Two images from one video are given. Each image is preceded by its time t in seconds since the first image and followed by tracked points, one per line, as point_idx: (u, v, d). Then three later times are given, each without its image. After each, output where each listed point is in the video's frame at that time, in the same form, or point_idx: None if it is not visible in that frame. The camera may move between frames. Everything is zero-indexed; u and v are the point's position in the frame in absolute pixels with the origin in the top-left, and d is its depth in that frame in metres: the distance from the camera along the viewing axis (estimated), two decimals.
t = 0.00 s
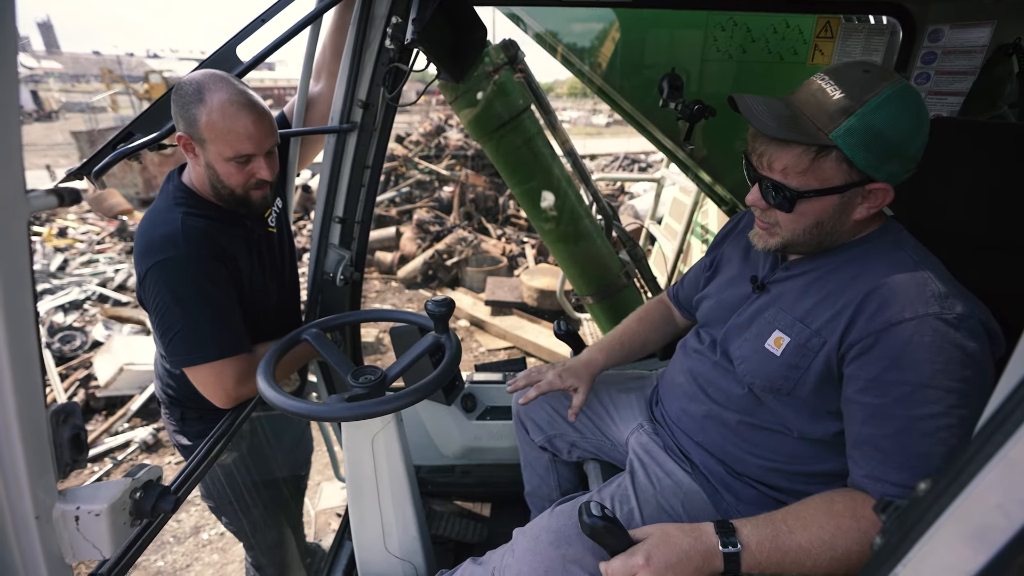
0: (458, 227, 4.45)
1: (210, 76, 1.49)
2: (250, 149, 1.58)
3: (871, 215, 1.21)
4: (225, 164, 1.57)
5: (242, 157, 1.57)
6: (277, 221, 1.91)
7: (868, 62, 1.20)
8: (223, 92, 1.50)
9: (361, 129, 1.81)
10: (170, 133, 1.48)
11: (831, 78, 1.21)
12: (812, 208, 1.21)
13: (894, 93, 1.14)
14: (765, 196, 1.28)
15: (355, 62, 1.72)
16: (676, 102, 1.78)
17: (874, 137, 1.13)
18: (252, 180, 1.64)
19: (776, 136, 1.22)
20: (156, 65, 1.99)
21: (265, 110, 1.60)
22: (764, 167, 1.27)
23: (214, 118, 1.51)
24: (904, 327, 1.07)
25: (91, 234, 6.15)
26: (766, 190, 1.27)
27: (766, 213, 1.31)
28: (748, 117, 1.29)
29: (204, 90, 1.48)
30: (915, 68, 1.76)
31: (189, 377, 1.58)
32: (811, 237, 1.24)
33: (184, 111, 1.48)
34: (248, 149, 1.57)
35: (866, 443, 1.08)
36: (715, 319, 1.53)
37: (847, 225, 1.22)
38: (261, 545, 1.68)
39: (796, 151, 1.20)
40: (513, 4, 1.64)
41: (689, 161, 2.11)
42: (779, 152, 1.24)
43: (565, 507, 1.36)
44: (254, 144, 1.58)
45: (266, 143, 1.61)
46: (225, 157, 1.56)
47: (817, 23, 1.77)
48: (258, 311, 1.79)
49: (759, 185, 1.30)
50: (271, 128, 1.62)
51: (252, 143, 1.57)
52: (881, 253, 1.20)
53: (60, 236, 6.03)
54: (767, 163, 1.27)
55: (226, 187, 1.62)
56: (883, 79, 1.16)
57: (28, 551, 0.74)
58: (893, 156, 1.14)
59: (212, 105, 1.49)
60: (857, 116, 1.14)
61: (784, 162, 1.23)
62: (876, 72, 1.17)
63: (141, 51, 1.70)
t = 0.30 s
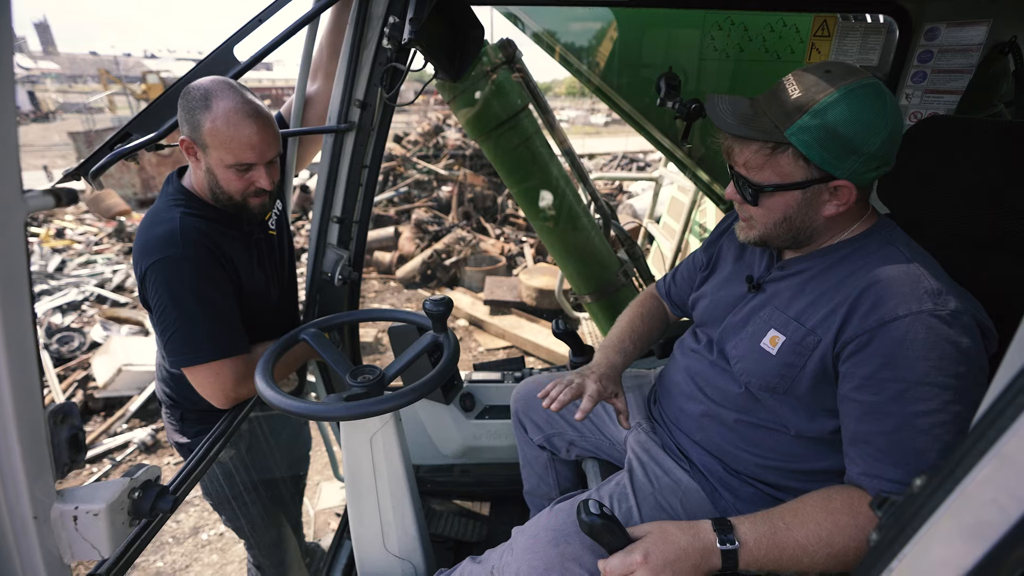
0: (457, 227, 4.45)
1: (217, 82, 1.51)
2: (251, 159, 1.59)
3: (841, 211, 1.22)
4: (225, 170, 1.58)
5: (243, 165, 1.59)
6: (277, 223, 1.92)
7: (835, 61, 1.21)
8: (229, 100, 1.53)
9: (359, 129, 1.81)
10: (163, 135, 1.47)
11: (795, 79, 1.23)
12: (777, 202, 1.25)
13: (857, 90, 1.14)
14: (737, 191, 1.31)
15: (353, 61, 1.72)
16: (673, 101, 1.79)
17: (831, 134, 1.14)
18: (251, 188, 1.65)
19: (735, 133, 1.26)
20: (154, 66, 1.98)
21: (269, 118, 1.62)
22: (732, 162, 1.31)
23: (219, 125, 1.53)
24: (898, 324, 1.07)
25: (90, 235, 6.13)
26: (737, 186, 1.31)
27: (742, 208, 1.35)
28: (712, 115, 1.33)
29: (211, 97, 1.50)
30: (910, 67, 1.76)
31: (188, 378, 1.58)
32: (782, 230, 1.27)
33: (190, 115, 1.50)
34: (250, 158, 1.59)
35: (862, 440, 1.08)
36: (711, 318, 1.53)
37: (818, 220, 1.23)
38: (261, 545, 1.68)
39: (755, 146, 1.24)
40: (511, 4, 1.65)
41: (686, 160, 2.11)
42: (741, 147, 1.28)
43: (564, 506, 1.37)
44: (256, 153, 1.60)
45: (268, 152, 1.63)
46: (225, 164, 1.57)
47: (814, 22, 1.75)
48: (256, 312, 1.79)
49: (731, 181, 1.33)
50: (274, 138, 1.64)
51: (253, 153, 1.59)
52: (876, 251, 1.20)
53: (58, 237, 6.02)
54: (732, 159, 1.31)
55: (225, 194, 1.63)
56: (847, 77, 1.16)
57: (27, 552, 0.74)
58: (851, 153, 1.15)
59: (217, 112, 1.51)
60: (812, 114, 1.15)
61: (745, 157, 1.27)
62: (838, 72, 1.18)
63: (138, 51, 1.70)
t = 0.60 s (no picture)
0: (457, 229, 4.45)
1: (211, 83, 1.50)
2: (247, 157, 1.60)
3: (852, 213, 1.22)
4: (221, 170, 1.58)
5: (239, 165, 1.59)
6: (275, 226, 1.92)
7: (833, 66, 1.22)
8: (223, 100, 1.53)
9: (359, 132, 1.81)
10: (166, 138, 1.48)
11: (797, 85, 1.23)
12: (790, 211, 1.23)
13: (860, 93, 1.15)
14: (746, 203, 1.29)
15: (354, 64, 1.72)
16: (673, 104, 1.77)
17: (841, 138, 1.15)
18: (248, 189, 1.65)
19: (743, 143, 1.25)
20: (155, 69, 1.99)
21: (264, 118, 1.62)
22: (739, 173, 1.29)
23: (214, 125, 1.53)
24: (897, 327, 1.07)
25: (90, 238, 6.14)
26: (746, 198, 1.29)
27: (749, 218, 1.33)
28: (715, 126, 1.32)
29: (206, 98, 1.50)
30: (910, 70, 1.77)
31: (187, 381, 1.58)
32: (795, 238, 1.25)
33: (185, 116, 1.50)
34: (246, 157, 1.59)
35: (862, 443, 1.08)
36: (712, 321, 1.53)
37: (830, 225, 1.23)
38: (261, 549, 1.68)
39: (766, 156, 1.23)
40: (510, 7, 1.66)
41: (687, 162, 2.15)
42: (750, 158, 1.26)
43: (564, 508, 1.37)
44: (253, 153, 1.60)
45: (264, 152, 1.63)
46: (222, 163, 1.57)
47: (812, 25, 1.76)
48: (252, 315, 1.79)
49: (739, 193, 1.31)
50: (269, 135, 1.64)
51: (249, 151, 1.59)
52: (875, 254, 1.20)
53: (58, 240, 6.03)
54: (740, 170, 1.29)
55: (222, 196, 1.63)
56: (849, 82, 1.17)
57: (28, 556, 0.74)
58: (862, 155, 1.15)
59: (212, 112, 1.51)
60: (822, 119, 1.15)
61: (756, 168, 1.25)
62: (840, 76, 1.19)
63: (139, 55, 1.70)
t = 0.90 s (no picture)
0: (459, 228, 4.45)
1: (199, 77, 1.50)
2: (246, 146, 1.60)
3: (848, 214, 1.21)
4: (223, 164, 1.58)
5: (239, 156, 1.60)
6: (277, 224, 1.92)
7: (831, 65, 1.21)
8: (215, 93, 1.52)
9: (362, 130, 1.81)
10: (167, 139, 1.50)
11: (792, 85, 1.23)
12: (784, 211, 1.23)
13: (856, 93, 1.14)
14: (742, 202, 1.29)
15: (356, 63, 1.72)
16: (676, 102, 1.77)
17: (836, 138, 1.14)
18: (251, 179, 1.65)
19: (737, 144, 1.24)
20: (158, 67, 1.99)
21: (257, 109, 1.63)
22: (733, 173, 1.29)
23: (208, 119, 1.53)
24: (898, 327, 1.07)
25: (93, 236, 6.15)
26: (742, 198, 1.29)
27: (745, 217, 1.33)
28: (710, 126, 1.32)
29: (196, 92, 1.50)
30: (914, 67, 1.75)
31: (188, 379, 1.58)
32: (789, 237, 1.26)
33: (178, 114, 1.50)
34: (244, 146, 1.60)
35: (863, 443, 1.08)
36: (712, 321, 1.53)
37: (825, 225, 1.23)
38: (262, 547, 1.68)
39: (759, 157, 1.23)
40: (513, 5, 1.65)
41: (689, 161, 2.13)
42: (744, 158, 1.26)
43: (566, 506, 1.37)
44: (250, 141, 1.60)
45: (260, 141, 1.63)
46: (221, 156, 1.57)
47: (816, 22, 1.75)
48: (253, 313, 1.79)
49: (735, 192, 1.31)
50: (264, 126, 1.64)
51: (246, 141, 1.59)
52: (875, 253, 1.20)
53: (61, 238, 6.05)
54: (735, 170, 1.28)
55: (225, 190, 1.63)
56: (846, 81, 1.16)
57: (31, 552, 0.74)
58: (857, 155, 1.14)
59: (204, 106, 1.51)
60: (817, 119, 1.15)
61: (749, 168, 1.25)
62: (836, 76, 1.18)
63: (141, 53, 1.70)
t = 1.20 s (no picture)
0: (459, 230, 4.46)
1: (204, 85, 1.51)
2: (245, 161, 1.59)
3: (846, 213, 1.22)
4: (218, 174, 1.58)
5: (236, 168, 1.59)
6: (276, 228, 1.91)
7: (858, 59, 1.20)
8: (218, 103, 1.53)
9: (362, 133, 1.81)
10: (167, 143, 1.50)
11: (816, 73, 1.21)
12: (784, 198, 1.24)
13: (877, 90, 1.13)
14: (745, 185, 1.30)
15: (355, 66, 1.72)
16: (676, 103, 1.77)
17: (849, 131, 1.14)
18: (246, 191, 1.65)
19: (751, 121, 1.24)
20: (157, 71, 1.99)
21: (261, 120, 1.63)
22: (743, 153, 1.30)
23: (209, 129, 1.53)
24: (902, 328, 1.07)
25: (93, 239, 6.14)
26: (745, 180, 1.30)
27: (746, 202, 1.34)
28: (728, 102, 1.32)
29: (201, 101, 1.50)
30: (914, 68, 1.75)
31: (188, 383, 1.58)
32: (785, 229, 1.26)
33: (180, 120, 1.50)
34: (242, 160, 1.59)
35: (867, 445, 1.08)
36: (714, 323, 1.52)
37: (822, 221, 1.23)
38: (265, 551, 1.68)
39: (769, 138, 1.23)
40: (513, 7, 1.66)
41: (689, 162, 2.10)
42: (754, 138, 1.26)
43: (568, 510, 1.36)
44: (249, 156, 1.60)
45: (260, 155, 1.63)
46: (219, 167, 1.57)
47: (815, 23, 1.75)
48: (252, 317, 1.79)
49: (740, 175, 1.32)
50: (266, 138, 1.64)
51: (246, 154, 1.59)
52: (878, 254, 1.20)
53: (61, 242, 6.05)
54: (744, 150, 1.30)
55: (220, 198, 1.62)
56: (869, 75, 1.15)
57: (32, 558, 0.74)
58: (866, 154, 1.14)
59: (207, 117, 1.51)
60: (834, 108, 1.14)
61: (757, 148, 1.26)
62: (860, 70, 1.17)
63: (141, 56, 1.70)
